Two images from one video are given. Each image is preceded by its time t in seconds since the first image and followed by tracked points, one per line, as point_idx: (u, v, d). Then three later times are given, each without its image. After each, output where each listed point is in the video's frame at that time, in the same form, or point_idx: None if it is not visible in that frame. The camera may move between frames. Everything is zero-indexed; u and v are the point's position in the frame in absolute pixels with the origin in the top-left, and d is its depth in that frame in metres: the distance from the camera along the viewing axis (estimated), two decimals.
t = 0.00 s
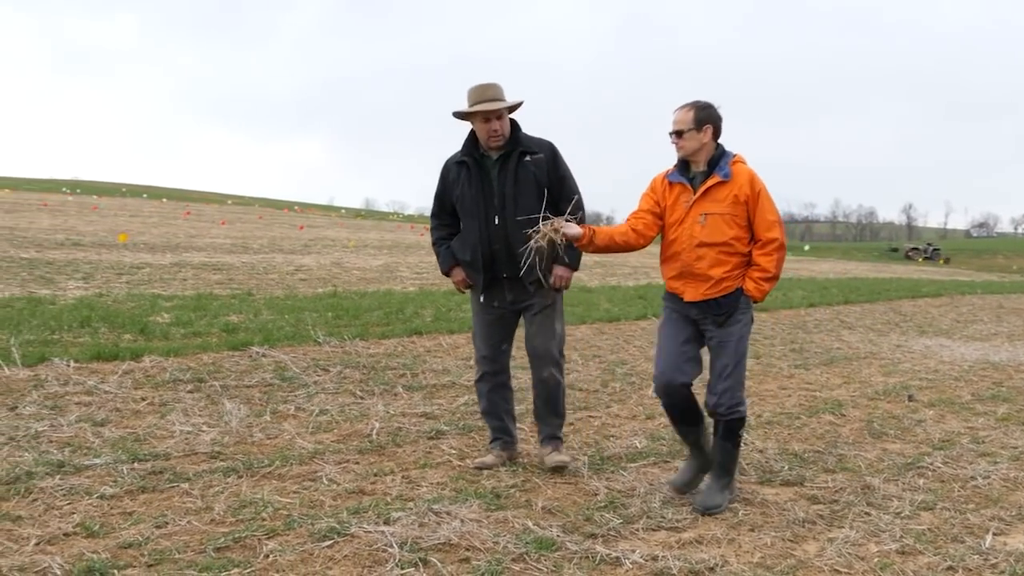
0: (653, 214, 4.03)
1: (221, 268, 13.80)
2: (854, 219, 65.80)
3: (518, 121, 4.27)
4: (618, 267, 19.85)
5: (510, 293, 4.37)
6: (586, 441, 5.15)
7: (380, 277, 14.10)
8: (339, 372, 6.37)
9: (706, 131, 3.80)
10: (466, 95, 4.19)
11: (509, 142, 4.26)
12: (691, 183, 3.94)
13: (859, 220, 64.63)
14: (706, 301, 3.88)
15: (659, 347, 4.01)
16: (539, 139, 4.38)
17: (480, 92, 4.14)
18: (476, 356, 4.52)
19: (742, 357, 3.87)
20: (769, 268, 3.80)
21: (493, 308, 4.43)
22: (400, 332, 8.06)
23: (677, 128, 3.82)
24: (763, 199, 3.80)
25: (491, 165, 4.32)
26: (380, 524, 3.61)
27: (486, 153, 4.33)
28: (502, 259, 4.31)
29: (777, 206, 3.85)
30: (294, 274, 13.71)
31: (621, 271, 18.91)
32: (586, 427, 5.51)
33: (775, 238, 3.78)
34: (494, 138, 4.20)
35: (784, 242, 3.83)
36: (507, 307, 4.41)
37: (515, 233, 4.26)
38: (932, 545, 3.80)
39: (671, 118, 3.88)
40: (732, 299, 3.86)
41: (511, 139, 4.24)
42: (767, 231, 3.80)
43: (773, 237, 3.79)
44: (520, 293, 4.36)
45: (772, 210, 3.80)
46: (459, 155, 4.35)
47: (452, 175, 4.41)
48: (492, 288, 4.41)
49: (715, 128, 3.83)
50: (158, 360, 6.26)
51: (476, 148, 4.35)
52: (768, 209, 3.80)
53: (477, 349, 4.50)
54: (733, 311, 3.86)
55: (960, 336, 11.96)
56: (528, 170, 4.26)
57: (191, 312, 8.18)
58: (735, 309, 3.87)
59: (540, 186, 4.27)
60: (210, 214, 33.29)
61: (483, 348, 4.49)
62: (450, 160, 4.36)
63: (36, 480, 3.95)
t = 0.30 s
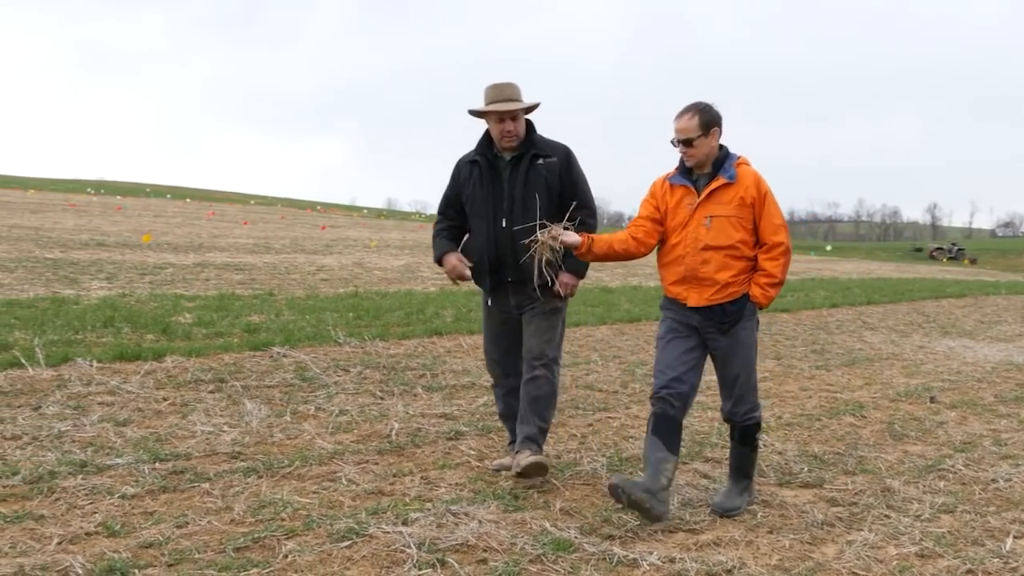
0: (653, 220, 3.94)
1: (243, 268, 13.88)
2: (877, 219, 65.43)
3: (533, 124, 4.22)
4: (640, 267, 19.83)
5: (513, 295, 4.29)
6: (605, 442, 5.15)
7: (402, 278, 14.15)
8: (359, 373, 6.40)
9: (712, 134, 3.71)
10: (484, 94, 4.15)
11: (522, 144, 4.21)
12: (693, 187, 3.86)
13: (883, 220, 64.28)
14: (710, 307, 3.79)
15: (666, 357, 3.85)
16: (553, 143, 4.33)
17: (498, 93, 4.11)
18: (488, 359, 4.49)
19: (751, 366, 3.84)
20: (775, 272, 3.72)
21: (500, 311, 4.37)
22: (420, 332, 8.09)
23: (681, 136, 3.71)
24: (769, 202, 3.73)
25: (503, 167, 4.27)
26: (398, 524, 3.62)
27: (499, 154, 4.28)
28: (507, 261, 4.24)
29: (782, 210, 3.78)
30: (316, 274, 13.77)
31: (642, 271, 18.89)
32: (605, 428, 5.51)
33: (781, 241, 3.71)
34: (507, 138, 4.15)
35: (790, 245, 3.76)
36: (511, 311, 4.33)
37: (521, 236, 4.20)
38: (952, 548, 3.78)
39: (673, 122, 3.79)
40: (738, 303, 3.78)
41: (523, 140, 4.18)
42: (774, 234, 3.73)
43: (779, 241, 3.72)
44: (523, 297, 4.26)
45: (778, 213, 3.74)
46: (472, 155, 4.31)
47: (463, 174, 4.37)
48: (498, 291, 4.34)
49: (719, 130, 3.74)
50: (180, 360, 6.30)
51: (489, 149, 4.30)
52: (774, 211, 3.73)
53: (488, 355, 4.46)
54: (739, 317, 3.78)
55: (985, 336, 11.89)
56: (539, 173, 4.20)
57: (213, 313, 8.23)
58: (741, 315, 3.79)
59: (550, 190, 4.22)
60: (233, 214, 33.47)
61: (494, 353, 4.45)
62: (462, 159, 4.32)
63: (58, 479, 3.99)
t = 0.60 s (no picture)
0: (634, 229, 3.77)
1: (263, 268, 13.94)
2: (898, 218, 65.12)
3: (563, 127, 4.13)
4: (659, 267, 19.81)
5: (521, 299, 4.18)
6: (623, 443, 5.15)
7: (420, 278, 14.18)
8: (377, 373, 6.42)
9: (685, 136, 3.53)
10: (522, 83, 4.04)
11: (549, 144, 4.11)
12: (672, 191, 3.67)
13: (904, 220, 63.98)
14: (696, 315, 3.59)
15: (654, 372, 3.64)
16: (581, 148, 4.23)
17: (533, 87, 4.00)
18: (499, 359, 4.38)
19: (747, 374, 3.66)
20: (762, 275, 3.53)
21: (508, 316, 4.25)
22: (438, 332, 8.10)
23: (652, 141, 3.57)
24: (751, 202, 3.54)
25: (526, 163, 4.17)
26: (416, 524, 3.64)
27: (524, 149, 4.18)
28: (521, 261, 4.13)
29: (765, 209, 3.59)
30: (335, 274, 13.81)
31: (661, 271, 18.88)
32: (624, 428, 5.51)
33: (766, 242, 3.52)
34: (533, 134, 4.04)
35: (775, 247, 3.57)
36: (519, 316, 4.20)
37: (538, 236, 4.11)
38: (971, 550, 3.76)
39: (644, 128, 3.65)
40: (725, 311, 3.58)
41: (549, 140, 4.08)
42: (757, 235, 3.53)
43: (764, 242, 3.53)
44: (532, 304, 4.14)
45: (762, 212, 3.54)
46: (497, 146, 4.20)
47: (485, 162, 4.24)
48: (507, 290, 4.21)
49: (694, 131, 3.58)
50: (200, 360, 6.33)
51: (516, 142, 4.20)
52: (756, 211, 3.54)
53: (497, 355, 4.39)
54: (727, 325, 3.59)
55: (1006, 337, 11.83)
56: (562, 175, 4.10)
57: (233, 313, 8.27)
58: (730, 324, 3.60)
59: (573, 194, 4.12)
60: (253, 214, 33.62)
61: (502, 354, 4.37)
62: (487, 147, 4.21)
63: (79, 479, 4.02)
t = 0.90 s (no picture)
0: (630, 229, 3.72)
1: (281, 268, 13.99)
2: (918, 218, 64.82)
3: (585, 122, 4.05)
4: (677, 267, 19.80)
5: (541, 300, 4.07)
6: (641, 444, 5.15)
7: (438, 278, 14.20)
8: (395, 373, 6.43)
9: (671, 131, 3.45)
10: (548, 74, 3.89)
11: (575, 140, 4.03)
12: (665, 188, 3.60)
13: (923, 220, 63.67)
14: (690, 311, 3.47)
15: (653, 377, 3.61)
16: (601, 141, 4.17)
17: (560, 79, 3.86)
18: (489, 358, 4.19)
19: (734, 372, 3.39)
20: (757, 265, 3.38)
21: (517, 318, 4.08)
22: (455, 332, 8.10)
23: (637, 137, 3.48)
24: (742, 192, 3.41)
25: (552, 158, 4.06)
26: (433, 525, 3.64)
27: (549, 143, 4.06)
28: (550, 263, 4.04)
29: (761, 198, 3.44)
30: (353, 274, 13.84)
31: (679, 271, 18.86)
32: (642, 429, 5.51)
33: (758, 232, 3.37)
34: (555, 129, 3.95)
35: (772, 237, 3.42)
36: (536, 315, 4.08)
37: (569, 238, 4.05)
38: (992, 553, 3.74)
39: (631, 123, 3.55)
40: (719, 303, 3.44)
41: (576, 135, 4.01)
42: (750, 225, 3.39)
43: (757, 232, 3.38)
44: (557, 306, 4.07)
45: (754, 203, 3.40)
46: (518, 140, 4.07)
47: (507, 156, 4.07)
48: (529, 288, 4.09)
49: (682, 126, 3.49)
50: (219, 360, 6.36)
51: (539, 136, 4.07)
52: (748, 201, 3.40)
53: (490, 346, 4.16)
54: (720, 317, 3.44)
55: None
56: (592, 172, 4.03)
57: (251, 313, 8.30)
58: (723, 315, 3.44)
59: (602, 191, 4.07)
60: (271, 214, 33.74)
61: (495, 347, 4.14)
62: (510, 141, 4.06)
63: (99, 478, 4.04)
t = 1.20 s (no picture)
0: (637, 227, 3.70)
1: (301, 268, 14.03)
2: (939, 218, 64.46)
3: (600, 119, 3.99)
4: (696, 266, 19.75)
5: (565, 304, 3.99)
6: (661, 444, 5.14)
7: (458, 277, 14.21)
8: (415, 373, 6.44)
9: (677, 129, 3.38)
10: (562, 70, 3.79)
11: (592, 139, 3.98)
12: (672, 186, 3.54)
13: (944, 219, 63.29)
14: (689, 313, 3.43)
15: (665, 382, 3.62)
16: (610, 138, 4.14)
17: (576, 77, 3.75)
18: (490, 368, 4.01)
19: (720, 368, 3.33)
20: (758, 267, 3.30)
21: (537, 323, 3.98)
22: (475, 332, 8.10)
23: (642, 133, 3.41)
24: (746, 193, 3.31)
25: (569, 157, 3.98)
26: (454, 525, 3.65)
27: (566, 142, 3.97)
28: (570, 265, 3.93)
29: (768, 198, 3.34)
30: (373, 273, 13.86)
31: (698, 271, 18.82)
32: (662, 430, 5.50)
33: (761, 236, 3.28)
34: (568, 129, 3.87)
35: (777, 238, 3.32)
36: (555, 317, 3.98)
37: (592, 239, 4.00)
38: (1016, 556, 3.71)
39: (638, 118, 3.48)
40: (716, 305, 3.38)
41: (594, 135, 3.95)
42: (754, 226, 3.30)
43: (759, 236, 3.29)
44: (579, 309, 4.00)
45: (759, 205, 3.30)
46: (534, 139, 3.96)
47: (522, 157, 3.98)
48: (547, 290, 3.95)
49: (690, 122, 3.40)
50: (240, 360, 6.38)
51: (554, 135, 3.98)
52: (752, 203, 3.30)
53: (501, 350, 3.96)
54: (716, 319, 3.38)
55: None
56: (612, 172, 4.00)
57: (271, 313, 8.32)
58: (720, 316, 3.38)
59: (620, 191, 4.04)
60: (291, 213, 33.83)
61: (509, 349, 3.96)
62: (527, 141, 3.96)
63: (121, 478, 4.06)
